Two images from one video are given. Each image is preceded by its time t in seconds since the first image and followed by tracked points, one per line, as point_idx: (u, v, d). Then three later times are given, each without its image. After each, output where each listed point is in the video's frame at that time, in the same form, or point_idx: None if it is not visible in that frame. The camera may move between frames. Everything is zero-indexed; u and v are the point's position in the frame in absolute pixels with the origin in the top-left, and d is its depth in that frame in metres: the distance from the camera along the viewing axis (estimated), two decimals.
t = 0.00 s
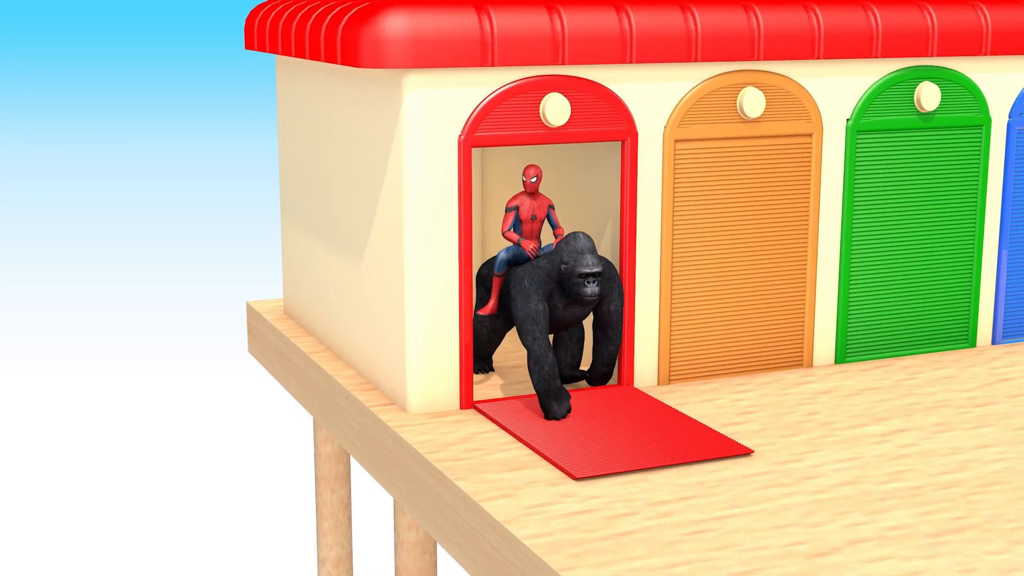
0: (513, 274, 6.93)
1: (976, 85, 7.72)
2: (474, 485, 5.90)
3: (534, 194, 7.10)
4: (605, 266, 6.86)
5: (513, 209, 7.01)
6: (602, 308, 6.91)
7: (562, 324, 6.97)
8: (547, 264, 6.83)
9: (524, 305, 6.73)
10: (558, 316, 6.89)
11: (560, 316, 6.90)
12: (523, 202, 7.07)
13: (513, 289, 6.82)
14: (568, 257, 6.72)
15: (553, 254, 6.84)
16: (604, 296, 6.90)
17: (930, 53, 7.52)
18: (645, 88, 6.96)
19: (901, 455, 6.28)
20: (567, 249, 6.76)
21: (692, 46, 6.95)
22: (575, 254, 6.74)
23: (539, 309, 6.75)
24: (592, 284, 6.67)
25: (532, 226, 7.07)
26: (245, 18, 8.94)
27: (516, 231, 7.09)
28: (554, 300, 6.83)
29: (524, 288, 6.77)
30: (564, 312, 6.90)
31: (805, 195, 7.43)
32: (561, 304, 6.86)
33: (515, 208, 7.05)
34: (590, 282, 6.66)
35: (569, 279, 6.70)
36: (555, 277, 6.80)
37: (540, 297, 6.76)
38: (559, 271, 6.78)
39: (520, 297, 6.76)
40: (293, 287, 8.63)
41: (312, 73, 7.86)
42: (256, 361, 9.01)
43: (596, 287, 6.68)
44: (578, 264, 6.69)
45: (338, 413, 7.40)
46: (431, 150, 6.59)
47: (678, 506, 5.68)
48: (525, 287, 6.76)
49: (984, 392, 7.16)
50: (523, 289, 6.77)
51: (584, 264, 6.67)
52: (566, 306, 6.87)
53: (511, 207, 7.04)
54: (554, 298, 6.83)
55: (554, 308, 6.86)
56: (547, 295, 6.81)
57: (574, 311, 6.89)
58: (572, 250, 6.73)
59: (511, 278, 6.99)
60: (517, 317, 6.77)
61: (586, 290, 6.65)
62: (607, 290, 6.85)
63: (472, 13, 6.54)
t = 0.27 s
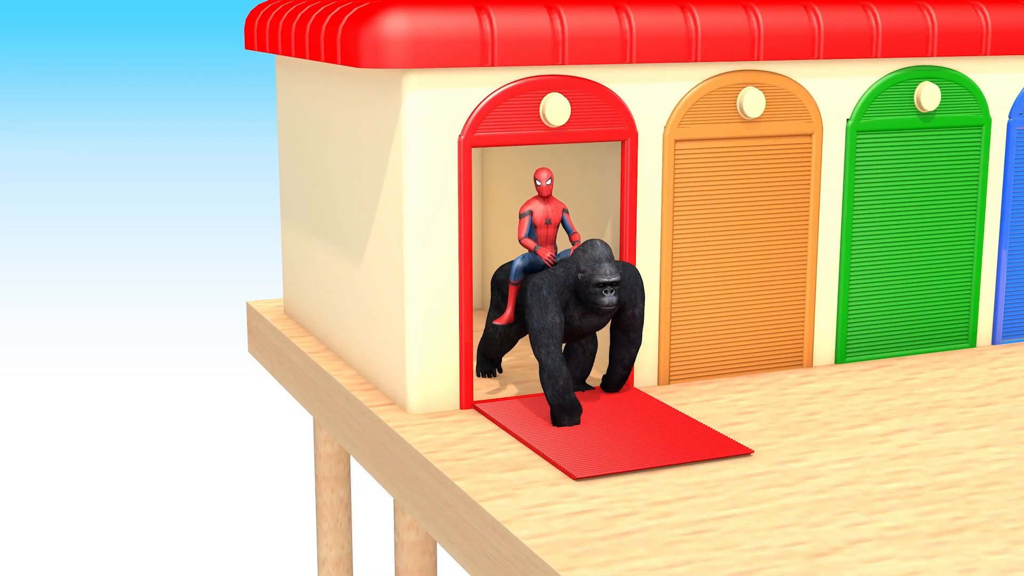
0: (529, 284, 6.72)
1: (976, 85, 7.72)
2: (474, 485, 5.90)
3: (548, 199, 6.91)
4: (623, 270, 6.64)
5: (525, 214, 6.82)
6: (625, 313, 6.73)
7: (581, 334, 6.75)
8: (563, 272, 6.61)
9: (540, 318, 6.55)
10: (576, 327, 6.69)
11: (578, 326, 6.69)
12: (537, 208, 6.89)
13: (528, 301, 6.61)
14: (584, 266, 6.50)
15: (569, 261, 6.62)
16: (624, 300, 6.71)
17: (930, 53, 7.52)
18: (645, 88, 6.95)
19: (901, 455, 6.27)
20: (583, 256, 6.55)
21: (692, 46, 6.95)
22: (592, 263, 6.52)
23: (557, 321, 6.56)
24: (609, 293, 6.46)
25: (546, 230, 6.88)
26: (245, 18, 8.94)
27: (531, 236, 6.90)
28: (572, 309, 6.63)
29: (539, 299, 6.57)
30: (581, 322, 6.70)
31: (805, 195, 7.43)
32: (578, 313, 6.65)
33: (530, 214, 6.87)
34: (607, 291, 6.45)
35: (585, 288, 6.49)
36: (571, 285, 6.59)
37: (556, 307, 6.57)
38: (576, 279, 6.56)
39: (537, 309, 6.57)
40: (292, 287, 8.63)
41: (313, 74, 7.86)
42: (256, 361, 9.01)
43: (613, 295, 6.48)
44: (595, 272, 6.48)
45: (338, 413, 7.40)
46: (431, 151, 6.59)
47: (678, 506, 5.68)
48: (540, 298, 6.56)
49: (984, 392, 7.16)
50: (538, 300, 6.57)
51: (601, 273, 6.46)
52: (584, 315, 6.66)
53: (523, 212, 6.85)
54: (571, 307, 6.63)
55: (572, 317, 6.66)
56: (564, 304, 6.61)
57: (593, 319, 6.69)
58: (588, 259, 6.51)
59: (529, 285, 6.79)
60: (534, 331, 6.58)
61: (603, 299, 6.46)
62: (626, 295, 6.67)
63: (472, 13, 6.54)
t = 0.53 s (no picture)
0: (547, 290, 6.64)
1: (976, 85, 7.71)
2: (474, 485, 5.90)
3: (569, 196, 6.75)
4: (644, 276, 6.55)
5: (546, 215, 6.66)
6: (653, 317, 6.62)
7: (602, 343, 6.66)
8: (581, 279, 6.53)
9: (556, 326, 6.46)
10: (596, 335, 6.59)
11: (598, 334, 6.59)
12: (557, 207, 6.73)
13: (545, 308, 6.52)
14: (604, 272, 6.41)
15: (588, 268, 6.54)
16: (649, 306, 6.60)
17: (930, 53, 7.52)
18: (645, 88, 6.95)
19: (901, 455, 6.27)
20: (602, 263, 6.47)
21: (692, 46, 6.95)
22: (611, 269, 6.44)
23: (573, 330, 6.46)
24: (631, 298, 6.37)
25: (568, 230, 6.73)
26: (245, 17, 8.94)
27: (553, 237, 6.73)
28: (592, 316, 6.53)
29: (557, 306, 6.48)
30: (602, 331, 6.60)
31: (805, 196, 7.44)
32: (597, 321, 6.56)
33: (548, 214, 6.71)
34: (629, 297, 6.36)
35: (606, 294, 6.40)
36: (590, 292, 6.50)
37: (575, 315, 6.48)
38: (595, 286, 6.47)
39: (553, 317, 6.48)
40: (292, 287, 8.63)
41: (313, 73, 7.86)
42: (255, 361, 9.01)
43: (636, 301, 6.38)
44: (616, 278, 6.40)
45: (338, 413, 7.40)
46: (431, 151, 6.59)
47: (678, 506, 5.68)
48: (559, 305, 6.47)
49: (984, 392, 7.16)
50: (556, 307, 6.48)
51: (622, 279, 6.37)
52: (604, 322, 6.56)
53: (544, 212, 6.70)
54: (590, 315, 6.53)
55: (591, 325, 6.56)
56: (583, 311, 6.52)
57: (615, 327, 6.58)
58: (608, 264, 6.43)
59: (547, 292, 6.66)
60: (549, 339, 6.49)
61: (625, 306, 6.35)
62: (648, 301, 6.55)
63: (472, 13, 6.54)
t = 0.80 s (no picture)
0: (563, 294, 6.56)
1: (975, 84, 7.71)
2: (472, 484, 5.90)
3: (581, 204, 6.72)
4: (663, 284, 6.43)
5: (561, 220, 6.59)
6: (675, 325, 6.45)
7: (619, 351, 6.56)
8: (599, 286, 6.43)
9: (565, 334, 6.37)
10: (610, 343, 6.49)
11: (613, 342, 6.50)
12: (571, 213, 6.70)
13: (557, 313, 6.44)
14: (622, 279, 6.31)
15: (605, 275, 6.43)
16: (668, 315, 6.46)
17: (929, 52, 7.52)
18: (644, 87, 6.96)
19: (899, 454, 6.27)
20: (622, 270, 6.36)
21: (691, 45, 6.95)
22: (630, 276, 6.33)
23: (584, 339, 6.37)
24: (650, 307, 6.26)
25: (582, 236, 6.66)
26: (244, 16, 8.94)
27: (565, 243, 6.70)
28: (606, 324, 6.43)
29: (570, 313, 6.38)
30: (617, 339, 6.50)
31: (804, 195, 7.44)
32: (613, 328, 6.46)
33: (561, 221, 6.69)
34: (648, 306, 6.25)
35: (624, 302, 6.29)
36: (607, 299, 6.40)
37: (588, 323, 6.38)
38: (612, 294, 6.37)
39: (565, 323, 6.39)
40: (291, 286, 8.63)
41: (312, 73, 7.86)
42: (255, 361, 9.01)
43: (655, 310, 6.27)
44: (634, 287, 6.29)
45: (337, 413, 7.40)
46: (429, 150, 6.60)
47: (675, 505, 5.68)
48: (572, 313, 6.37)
49: (982, 392, 7.17)
50: (568, 314, 6.39)
51: (641, 287, 6.26)
52: (620, 330, 6.46)
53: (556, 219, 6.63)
54: (606, 322, 6.44)
55: (605, 333, 6.47)
56: (598, 319, 6.42)
57: (631, 335, 6.47)
58: (627, 271, 6.33)
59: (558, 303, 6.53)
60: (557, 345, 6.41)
61: (644, 315, 6.25)
62: (668, 311, 6.41)
63: (471, 12, 6.54)
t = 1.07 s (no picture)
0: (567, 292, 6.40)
1: (962, 79, 7.72)
2: (455, 476, 5.91)
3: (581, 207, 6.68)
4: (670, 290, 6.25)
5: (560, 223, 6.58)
6: (671, 335, 6.30)
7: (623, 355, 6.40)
8: (605, 287, 6.26)
9: (562, 334, 6.22)
10: (612, 346, 6.32)
11: (617, 345, 6.33)
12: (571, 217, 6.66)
13: (558, 311, 6.28)
14: (629, 281, 6.14)
15: (613, 275, 6.27)
16: (670, 324, 6.27)
17: (915, 47, 7.53)
18: (629, 81, 6.97)
19: (883, 447, 6.29)
20: (629, 272, 6.19)
21: (676, 39, 6.96)
22: (638, 278, 6.16)
23: (580, 340, 6.21)
24: (658, 310, 6.09)
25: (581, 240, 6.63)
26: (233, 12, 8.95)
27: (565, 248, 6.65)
28: (610, 326, 6.27)
29: (571, 314, 6.22)
30: (621, 342, 6.33)
31: (790, 189, 7.45)
32: (617, 331, 6.29)
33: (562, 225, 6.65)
34: (655, 310, 6.09)
35: (630, 305, 6.13)
36: (611, 301, 6.23)
37: (589, 326, 6.21)
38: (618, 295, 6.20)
39: (563, 323, 6.23)
40: (279, 281, 8.64)
41: (300, 67, 7.87)
42: (244, 356, 9.02)
43: (663, 315, 6.11)
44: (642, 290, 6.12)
45: (324, 407, 7.41)
46: (415, 144, 6.60)
47: (658, 497, 5.69)
48: (572, 314, 6.21)
49: (968, 386, 7.18)
50: (569, 314, 6.22)
51: (648, 290, 6.10)
52: (624, 333, 6.29)
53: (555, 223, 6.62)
54: (610, 325, 6.27)
55: (608, 335, 6.31)
56: (601, 321, 6.24)
57: (634, 338, 6.31)
58: (635, 274, 6.16)
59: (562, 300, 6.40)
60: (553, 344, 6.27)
61: (650, 319, 6.09)
62: (671, 316, 6.25)
63: (456, 6, 6.55)
